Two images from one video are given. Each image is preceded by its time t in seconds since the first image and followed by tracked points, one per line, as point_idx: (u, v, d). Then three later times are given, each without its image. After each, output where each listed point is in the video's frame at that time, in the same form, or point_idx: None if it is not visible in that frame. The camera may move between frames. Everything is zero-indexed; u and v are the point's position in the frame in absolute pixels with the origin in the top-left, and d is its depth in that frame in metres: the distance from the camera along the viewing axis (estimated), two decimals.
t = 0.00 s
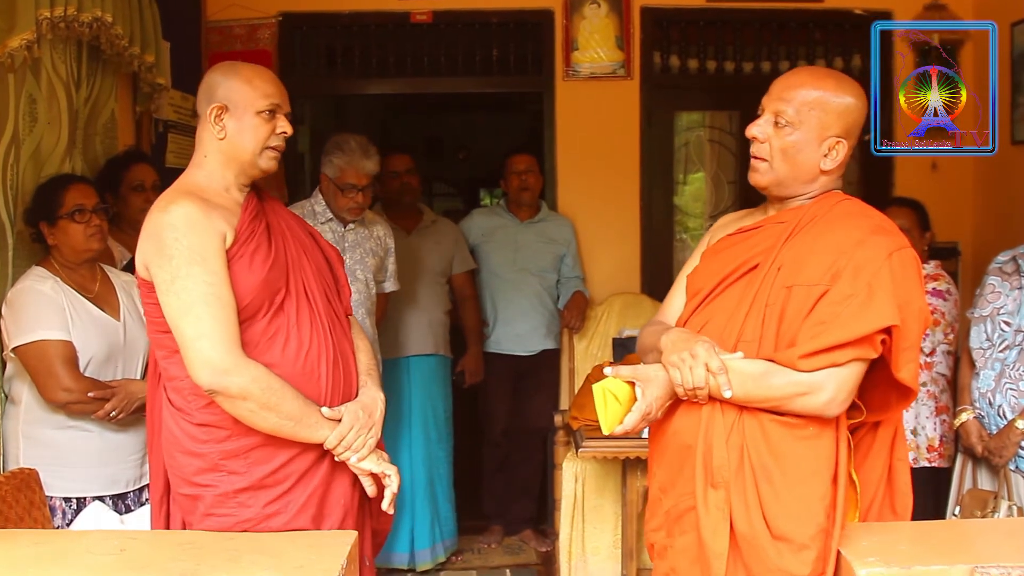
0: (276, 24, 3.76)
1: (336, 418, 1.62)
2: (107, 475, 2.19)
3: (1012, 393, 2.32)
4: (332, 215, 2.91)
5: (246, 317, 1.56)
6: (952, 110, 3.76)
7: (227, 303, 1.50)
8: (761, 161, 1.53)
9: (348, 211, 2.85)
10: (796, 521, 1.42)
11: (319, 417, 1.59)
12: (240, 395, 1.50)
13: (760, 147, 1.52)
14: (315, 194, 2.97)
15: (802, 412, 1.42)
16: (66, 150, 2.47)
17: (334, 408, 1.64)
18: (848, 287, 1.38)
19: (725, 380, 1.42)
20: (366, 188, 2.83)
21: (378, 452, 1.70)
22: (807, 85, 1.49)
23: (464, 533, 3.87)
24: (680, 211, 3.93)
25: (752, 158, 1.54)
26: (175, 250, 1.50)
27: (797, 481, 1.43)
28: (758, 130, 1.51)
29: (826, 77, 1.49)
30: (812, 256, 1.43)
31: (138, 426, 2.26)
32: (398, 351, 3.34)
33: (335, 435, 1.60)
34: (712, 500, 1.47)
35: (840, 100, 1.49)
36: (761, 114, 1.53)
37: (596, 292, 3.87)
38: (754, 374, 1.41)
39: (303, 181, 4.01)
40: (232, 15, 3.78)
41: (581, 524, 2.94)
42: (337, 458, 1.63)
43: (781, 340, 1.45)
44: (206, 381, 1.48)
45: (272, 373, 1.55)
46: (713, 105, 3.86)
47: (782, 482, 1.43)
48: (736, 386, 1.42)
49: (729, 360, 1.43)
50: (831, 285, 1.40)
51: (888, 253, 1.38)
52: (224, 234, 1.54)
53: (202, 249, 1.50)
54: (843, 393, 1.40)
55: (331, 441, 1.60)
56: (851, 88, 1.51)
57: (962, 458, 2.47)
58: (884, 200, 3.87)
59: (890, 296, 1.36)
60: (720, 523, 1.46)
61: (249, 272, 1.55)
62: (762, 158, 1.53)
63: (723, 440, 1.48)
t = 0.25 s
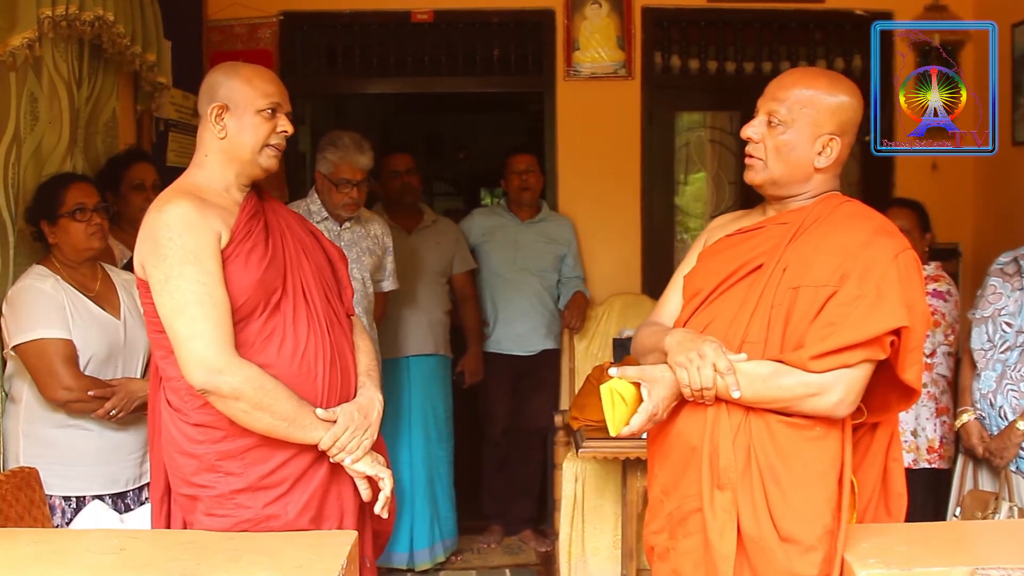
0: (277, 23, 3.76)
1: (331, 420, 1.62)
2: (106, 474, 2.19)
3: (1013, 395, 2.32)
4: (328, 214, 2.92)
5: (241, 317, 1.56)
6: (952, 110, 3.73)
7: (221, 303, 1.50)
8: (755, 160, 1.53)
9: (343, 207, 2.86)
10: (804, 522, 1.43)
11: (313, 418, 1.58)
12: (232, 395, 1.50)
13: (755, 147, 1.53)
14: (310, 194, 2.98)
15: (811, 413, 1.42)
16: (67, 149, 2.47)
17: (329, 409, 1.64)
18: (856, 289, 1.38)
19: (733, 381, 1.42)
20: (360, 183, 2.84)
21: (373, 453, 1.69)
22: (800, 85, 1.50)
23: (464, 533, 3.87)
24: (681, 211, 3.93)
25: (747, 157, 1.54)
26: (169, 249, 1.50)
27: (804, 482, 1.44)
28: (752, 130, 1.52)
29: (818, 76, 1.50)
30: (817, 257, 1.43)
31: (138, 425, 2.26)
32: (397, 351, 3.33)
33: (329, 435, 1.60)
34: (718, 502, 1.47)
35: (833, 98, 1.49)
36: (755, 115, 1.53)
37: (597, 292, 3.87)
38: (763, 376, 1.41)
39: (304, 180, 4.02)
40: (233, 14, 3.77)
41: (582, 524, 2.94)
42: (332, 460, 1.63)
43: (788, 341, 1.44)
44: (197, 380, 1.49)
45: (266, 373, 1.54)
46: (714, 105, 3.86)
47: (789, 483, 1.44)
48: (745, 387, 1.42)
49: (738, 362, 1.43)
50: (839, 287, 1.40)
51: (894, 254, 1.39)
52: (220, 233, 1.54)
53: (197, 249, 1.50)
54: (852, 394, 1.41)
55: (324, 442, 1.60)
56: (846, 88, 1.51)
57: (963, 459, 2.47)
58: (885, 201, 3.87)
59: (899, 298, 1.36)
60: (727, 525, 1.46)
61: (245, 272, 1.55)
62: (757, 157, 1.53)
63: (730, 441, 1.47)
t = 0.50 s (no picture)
0: (279, 20, 3.76)
1: (333, 416, 1.61)
2: (105, 469, 2.19)
3: (1013, 396, 2.32)
4: (327, 211, 2.92)
5: (243, 314, 1.56)
6: (953, 110, 3.66)
7: (223, 299, 1.49)
8: (755, 156, 1.54)
9: (342, 199, 2.86)
10: (806, 521, 1.42)
11: (315, 415, 1.58)
12: (232, 391, 1.50)
13: (754, 142, 1.53)
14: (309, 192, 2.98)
15: (814, 411, 1.42)
16: (68, 144, 2.47)
17: (330, 406, 1.64)
18: (859, 287, 1.38)
19: (734, 379, 1.42)
20: (358, 174, 2.85)
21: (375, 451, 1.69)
22: (800, 84, 1.50)
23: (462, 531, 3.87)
24: (681, 211, 3.92)
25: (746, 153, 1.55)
26: (171, 245, 1.50)
27: (805, 480, 1.43)
28: (751, 126, 1.53)
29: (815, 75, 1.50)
30: (820, 255, 1.43)
31: (138, 421, 2.26)
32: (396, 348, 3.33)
33: (331, 432, 1.60)
34: (720, 500, 1.47)
35: (832, 95, 1.49)
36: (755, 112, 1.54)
37: (597, 291, 3.87)
38: (766, 373, 1.41)
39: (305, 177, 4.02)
40: (235, 11, 3.77)
41: (580, 523, 2.94)
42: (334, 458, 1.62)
43: (790, 340, 1.44)
44: (199, 377, 1.49)
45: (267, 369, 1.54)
46: (715, 104, 3.85)
47: (789, 483, 1.43)
48: (746, 384, 1.42)
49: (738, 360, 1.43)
50: (842, 285, 1.40)
51: (897, 252, 1.39)
52: (222, 230, 1.54)
53: (199, 245, 1.50)
54: (855, 392, 1.40)
55: (327, 440, 1.59)
56: (845, 87, 1.51)
57: (962, 460, 2.47)
58: (885, 202, 3.87)
59: (903, 296, 1.36)
60: (729, 523, 1.46)
61: (247, 268, 1.55)
62: (756, 152, 1.53)
63: (732, 439, 1.47)
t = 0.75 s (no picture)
0: (277, 13, 3.75)
1: (336, 411, 1.61)
2: (104, 464, 2.19)
3: (1012, 389, 2.33)
4: (324, 203, 2.93)
5: (246, 308, 1.56)
6: (952, 110, 3.78)
7: (226, 293, 1.49)
8: (751, 148, 1.53)
9: (339, 182, 2.86)
10: (802, 516, 1.42)
11: (318, 409, 1.58)
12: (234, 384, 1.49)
13: (750, 134, 1.53)
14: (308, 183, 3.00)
15: (809, 406, 1.42)
16: (65, 138, 2.46)
17: (334, 401, 1.63)
18: (855, 281, 1.38)
19: (729, 377, 1.42)
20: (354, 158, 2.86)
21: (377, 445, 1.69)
22: (796, 77, 1.50)
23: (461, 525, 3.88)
24: (680, 205, 3.92)
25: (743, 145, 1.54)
26: (173, 239, 1.50)
27: (801, 476, 1.43)
28: (748, 118, 1.52)
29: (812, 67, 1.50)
30: (817, 249, 1.43)
31: (136, 415, 2.25)
32: (395, 343, 3.34)
33: (334, 426, 1.60)
34: (716, 495, 1.47)
35: (828, 87, 1.49)
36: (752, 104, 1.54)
37: (595, 285, 3.86)
38: (761, 367, 1.41)
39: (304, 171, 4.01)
40: (233, 3, 3.76)
41: (579, 517, 2.94)
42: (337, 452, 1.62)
43: (787, 336, 1.44)
44: (203, 371, 1.48)
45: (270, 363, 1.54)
46: (714, 98, 3.85)
47: (786, 478, 1.43)
48: (741, 380, 1.42)
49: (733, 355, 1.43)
50: (838, 279, 1.39)
51: (894, 246, 1.39)
52: (224, 224, 1.53)
53: (201, 239, 1.50)
54: (851, 386, 1.40)
55: (330, 433, 1.59)
56: (842, 78, 1.51)
57: (960, 454, 2.47)
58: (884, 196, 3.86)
59: (899, 290, 1.36)
60: (725, 518, 1.46)
61: (250, 263, 1.55)
62: (752, 144, 1.53)
63: (728, 434, 1.47)
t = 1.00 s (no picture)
0: (273, 15, 3.75)
1: (335, 408, 1.61)
2: (101, 466, 2.18)
3: (1008, 389, 2.33)
4: (320, 205, 2.94)
5: (244, 308, 1.56)
6: (952, 109, 3.79)
7: (224, 293, 1.49)
8: (748, 152, 1.54)
9: (333, 174, 2.88)
10: (792, 518, 1.42)
11: (317, 407, 1.57)
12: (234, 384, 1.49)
13: (746, 139, 1.53)
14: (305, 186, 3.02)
15: (800, 409, 1.42)
16: (61, 140, 2.45)
17: (332, 398, 1.63)
18: (846, 284, 1.38)
19: (719, 379, 1.42)
20: (346, 150, 2.90)
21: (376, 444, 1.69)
22: (785, 77, 1.50)
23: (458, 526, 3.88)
24: (676, 205, 3.92)
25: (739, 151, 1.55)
26: (170, 240, 1.50)
27: (792, 477, 1.43)
28: (742, 123, 1.52)
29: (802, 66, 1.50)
30: (811, 251, 1.43)
31: (133, 418, 2.25)
32: (392, 343, 3.34)
33: (334, 424, 1.60)
34: (707, 497, 1.48)
35: (820, 85, 1.49)
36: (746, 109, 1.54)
37: (592, 286, 3.87)
38: (752, 370, 1.41)
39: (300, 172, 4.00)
40: (229, 5, 3.75)
41: (576, 518, 2.94)
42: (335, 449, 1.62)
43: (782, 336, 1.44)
44: (202, 371, 1.48)
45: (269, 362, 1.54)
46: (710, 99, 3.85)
47: (778, 480, 1.43)
48: (731, 382, 1.42)
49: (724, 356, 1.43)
50: (830, 282, 1.40)
51: (887, 249, 1.39)
52: (220, 225, 1.53)
53: (198, 240, 1.50)
54: (841, 389, 1.40)
55: (329, 431, 1.59)
56: (833, 75, 1.51)
57: (957, 453, 2.49)
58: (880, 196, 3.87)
59: (890, 293, 1.36)
60: (716, 519, 1.47)
61: (247, 263, 1.55)
62: (748, 150, 1.53)
63: (719, 436, 1.48)
